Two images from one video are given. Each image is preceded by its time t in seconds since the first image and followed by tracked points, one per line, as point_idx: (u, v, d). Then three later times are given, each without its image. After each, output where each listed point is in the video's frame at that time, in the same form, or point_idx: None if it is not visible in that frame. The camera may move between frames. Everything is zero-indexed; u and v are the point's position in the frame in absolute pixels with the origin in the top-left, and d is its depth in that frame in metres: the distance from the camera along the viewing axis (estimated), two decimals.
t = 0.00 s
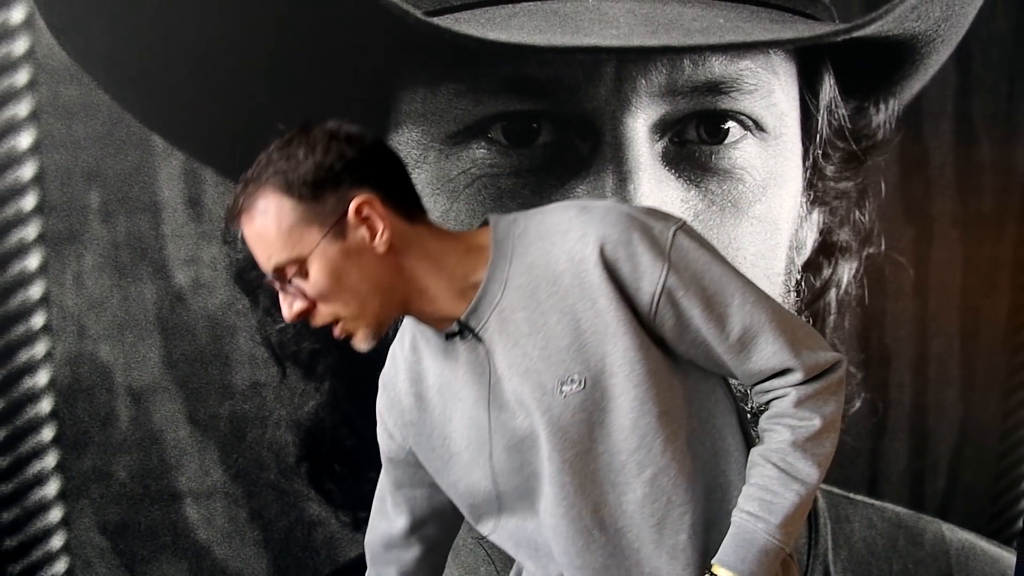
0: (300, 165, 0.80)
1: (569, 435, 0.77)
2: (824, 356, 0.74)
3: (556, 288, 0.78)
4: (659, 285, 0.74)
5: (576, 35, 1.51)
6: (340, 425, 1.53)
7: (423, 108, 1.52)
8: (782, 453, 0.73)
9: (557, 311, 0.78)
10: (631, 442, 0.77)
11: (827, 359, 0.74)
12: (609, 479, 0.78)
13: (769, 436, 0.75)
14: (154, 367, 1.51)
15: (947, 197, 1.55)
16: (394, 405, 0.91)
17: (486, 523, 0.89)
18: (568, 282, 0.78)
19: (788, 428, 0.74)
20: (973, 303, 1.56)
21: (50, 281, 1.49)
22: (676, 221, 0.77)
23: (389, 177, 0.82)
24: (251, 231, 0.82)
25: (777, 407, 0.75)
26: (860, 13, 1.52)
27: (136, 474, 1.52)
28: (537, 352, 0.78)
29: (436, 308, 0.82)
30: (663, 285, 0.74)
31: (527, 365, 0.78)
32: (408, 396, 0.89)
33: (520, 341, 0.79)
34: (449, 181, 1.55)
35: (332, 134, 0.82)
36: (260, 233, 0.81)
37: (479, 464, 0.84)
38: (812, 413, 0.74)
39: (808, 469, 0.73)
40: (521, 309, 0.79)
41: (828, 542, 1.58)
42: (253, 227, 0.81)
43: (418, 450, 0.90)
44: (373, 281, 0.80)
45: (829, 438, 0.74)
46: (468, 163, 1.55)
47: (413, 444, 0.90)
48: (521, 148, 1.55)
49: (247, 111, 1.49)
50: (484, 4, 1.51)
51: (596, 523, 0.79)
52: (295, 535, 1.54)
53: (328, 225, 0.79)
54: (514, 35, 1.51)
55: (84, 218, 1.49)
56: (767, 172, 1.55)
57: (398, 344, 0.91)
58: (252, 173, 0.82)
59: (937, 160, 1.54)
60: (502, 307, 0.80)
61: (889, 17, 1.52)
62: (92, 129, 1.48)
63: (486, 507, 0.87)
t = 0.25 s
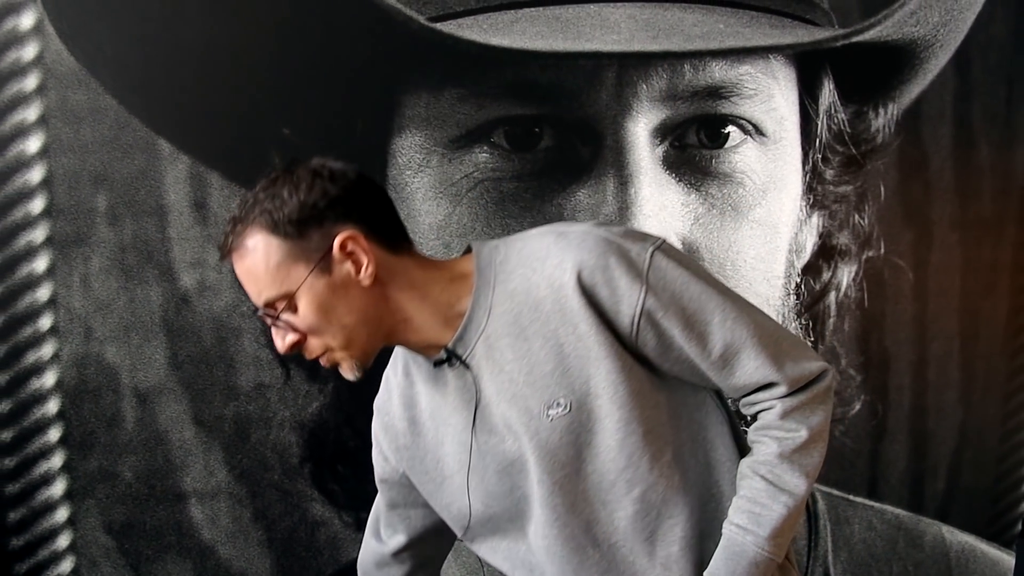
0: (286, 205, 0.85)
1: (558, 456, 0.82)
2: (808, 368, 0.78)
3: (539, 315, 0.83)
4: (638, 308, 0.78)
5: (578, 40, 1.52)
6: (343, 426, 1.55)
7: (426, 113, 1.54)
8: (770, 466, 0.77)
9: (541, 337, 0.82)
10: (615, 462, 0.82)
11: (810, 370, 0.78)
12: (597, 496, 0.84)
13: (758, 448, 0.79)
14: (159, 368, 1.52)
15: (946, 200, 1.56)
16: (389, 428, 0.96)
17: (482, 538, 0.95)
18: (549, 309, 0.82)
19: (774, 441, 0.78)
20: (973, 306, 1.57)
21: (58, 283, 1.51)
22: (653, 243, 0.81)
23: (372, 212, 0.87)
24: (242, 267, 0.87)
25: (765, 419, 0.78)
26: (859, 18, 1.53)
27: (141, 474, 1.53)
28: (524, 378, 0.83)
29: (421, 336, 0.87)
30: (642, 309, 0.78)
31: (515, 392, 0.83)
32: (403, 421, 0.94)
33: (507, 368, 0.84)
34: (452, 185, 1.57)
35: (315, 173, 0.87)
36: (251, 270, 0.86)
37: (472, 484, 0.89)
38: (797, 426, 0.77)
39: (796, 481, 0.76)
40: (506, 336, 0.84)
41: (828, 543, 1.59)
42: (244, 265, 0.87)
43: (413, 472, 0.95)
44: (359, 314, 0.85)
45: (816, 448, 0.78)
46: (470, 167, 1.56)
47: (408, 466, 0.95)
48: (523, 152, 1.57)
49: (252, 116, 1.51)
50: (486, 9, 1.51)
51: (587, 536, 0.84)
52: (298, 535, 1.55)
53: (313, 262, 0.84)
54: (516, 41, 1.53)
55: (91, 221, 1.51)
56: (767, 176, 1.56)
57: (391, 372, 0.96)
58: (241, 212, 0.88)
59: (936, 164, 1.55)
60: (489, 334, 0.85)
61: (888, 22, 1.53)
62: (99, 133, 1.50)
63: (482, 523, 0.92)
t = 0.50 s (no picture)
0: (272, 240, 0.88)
1: (547, 479, 0.86)
2: (796, 376, 0.80)
3: (523, 339, 0.85)
4: (620, 329, 0.80)
5: (578, 47, 1.54)
6: (345, 429, 1.56)
7: (428, 119, 1.56)
8: (761, 477, 0.79)
9: (526, 362, 0.85)
10: (602, 484, 0.85)
11: (797, 380, 0.80)
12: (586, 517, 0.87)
13: (748, 458, 0.82)
14: (163, 371, 1.53)
15: (944, 206, 1.57)
16: (383, 453, 1.00)
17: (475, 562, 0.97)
18: (533, 333, 0.85)
19: (764, 451, 0.80)
20: (971, 311, 1.58)
21: (63, 287, 1.53)
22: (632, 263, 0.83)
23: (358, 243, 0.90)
24: (233, 300, 0.91)
25: (755, 430, 0.80)
26: (857, 25, 1.54)
27: (145, 477, 1.55)
28: (511, 403, 0.86)
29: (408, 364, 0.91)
30: (623, 332, 0.80)
31: (503, 417, 0.86)
32: (395, 446, 0.97)
33: (495, 393, 0.87)
34: (453, 191, 1.58)
35: (300, 208, 0.89)
36: (241, 303, 0.90)
37: (465, 508, 0.92)
38: (786, 435, 0.79)
39: (786, 491, 0.79)
40: (492, 360, 0.87)
41: (826, 546, 1.61)
42: (235, 298, 0.91)
43: (407, 497, 0.98)
44: (347, 346, 0.89)
45: (806, 456, 0.80)
46: (472, 173, 1.58)
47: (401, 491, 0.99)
48: (524, 158, 1.58)
49: (256, 122, 1.52)
50: (488, 17, 1.53)
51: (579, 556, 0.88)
52: (300, 538, 1.56)
53: (300, 296, 0.88)
54: (517, 48, 1.54)
55: (97, 225, 1.53)
56: (766, 182, 1.58)
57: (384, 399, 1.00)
58: (231, 247, 0.91)
59: (934, 170, 1.56)
60: (476, 359, 0.88)
61: (886, 29, 1.54)
62: (105, 139, 1.52)
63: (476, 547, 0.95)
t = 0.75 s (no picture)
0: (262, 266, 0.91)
1: (539, 494, 0.90)
2: (785, 382, 0.83)
3: (512, 358, 0.89)
4: (607, 344, 0.84)
5: (578, 52, 1.54)
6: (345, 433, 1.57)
7: (429, 123, 1.56)
8: (755, 485, 0.83)
9: (516, 380, 0.89)
10: (593, 499, 0.90)
11: (788, 388, 0.83)
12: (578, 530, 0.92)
13: (743, 466, 0.85)
14: (164, 374, 1.54)
15: (942, 210, 1.58)
16: (383, 468, 1.05)
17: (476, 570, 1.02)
18: (521, 352, 0.89)
19: (758, 460, 0.83)
20: (970, 314, 1.59)
21: (65, 290, 1.53)
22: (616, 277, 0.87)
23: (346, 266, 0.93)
24: (228, 324, 0.94)
25: (746, 439, 0.84)
26: (857, 30, 1.55)
27: (146, 480, 1.55)
28: (503, 421, 0.90)
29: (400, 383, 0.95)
30: (610, 346, 0.84)
31: (495, 435, 0.91)
32: (395, 462, 1.03)
33: (486, 412, 0.91)
34: (453, 195, 1.59)
35: (289, 233, 0.92)
36: (235, 328, 0.94)
37: (463, 521, 0.97)
38: (779, 443, 0.83)
39: (780, 498, 0.82)
40: (483, 379, 0.91)
41: (826, 550, 1.61)
42: (229, 323, 0.94)
43: (407, 510, 1.04)
44: (339, 367, 0.93)
45: (799, 462, 0.83)
46: (472, 177, 1.58)
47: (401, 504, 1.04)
48: (524, 162, 1.58)
49: (257, 126, 1.53)
50: (488, 22, 1.54)
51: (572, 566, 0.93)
52: (300, 541, 1.57)
53: (292, 321, 0.91)
54: (517, 52, 1.55)
55: (98, 228, 1.53)
56: (765, 186, 1.58)
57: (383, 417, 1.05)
58: (224, 273, 0.94)
59: (933, 175, 1.57)
60: (469, 378, 0.92)
61: (885, 34, 1.55)
62: (107, 143, 1.52)
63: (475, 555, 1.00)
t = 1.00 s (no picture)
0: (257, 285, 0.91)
1: (536, 510, 0.91)
2: (782, 392, 0.83)
3: (504, 376, 0.89)
4: (598, 361, 0.83)
5: (579, 55, 1.53)
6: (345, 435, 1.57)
7: (429, 126, 1.56)
8: (753, 496, 0.83)
9: (509, 399, 0.89)
10: (590, 514, 0.90)
11: (784, 399, 0.82)
12: (576, 543, 0.93)
13: (741, 477, 0.85)
14: (165, 376, 1.54)
15: (944, 214, 1.57)
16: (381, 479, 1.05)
17: None
18: (513, 370, 0.88)
19: (756, 471, 0.83)
20: (971, 318, 1.59)
21: (66, 291, 1.54)
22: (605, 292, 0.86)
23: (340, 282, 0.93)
24: (225, 341, 0.95)
25: (746, 451, 0.83)
26: (858, 33, 1.54)
27: (145, 481, 1.55)
28: (497, 439, 0.90)
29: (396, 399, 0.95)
30: (601, 362, 0.83)
31: (490, 452, 0.91)
32: (392, 475, 1.03)
33: (481, 429, 0.91)
34: (454, 197, 1.59)
35: (283, 251, 0.92)
36: (232, 346, 0.94)
37: (460, 534, 0.98)
38: (776, 454, 0.82)
39: (779, 510, 0.82)
40: (477, 397, 0.91)
41: (828, 555, 1.61)
42: (226, 341, 0.94)
43: (405, 523, 1.04)
44: (335, 384, 0.93)
45: (797, 472, 0.84)
46: (473, 179, 1.58)
47: (399, 517, 1.04)
48: (524, 165, 1.58)
49: (258, 128, 1.53)
50: (488, 23, 1.52)
51: None
52: (300, 543, 1.57)
53: (287, 339, 0.91)
54: (518, 54, 1.54)
55: (99, 230, 1.53)
56: (766, 189, 1.58)
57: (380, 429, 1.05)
58: (221, 291, 0.95)
59: (935, 178, 1.57)
60: (463, 395, 0.92)
61: (887, 37, 1.54)
62: (108, 144, 1.53)
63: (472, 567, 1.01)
